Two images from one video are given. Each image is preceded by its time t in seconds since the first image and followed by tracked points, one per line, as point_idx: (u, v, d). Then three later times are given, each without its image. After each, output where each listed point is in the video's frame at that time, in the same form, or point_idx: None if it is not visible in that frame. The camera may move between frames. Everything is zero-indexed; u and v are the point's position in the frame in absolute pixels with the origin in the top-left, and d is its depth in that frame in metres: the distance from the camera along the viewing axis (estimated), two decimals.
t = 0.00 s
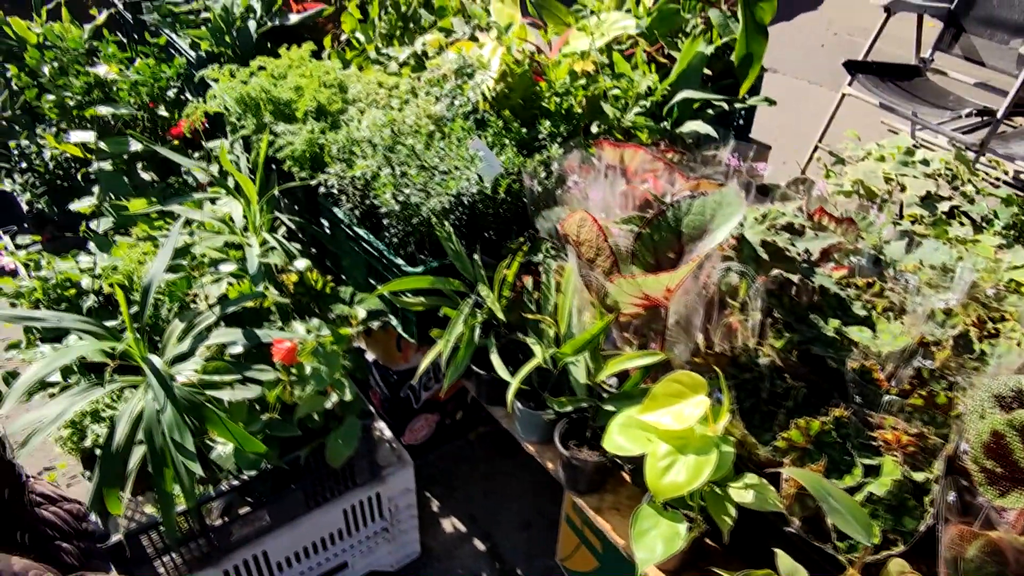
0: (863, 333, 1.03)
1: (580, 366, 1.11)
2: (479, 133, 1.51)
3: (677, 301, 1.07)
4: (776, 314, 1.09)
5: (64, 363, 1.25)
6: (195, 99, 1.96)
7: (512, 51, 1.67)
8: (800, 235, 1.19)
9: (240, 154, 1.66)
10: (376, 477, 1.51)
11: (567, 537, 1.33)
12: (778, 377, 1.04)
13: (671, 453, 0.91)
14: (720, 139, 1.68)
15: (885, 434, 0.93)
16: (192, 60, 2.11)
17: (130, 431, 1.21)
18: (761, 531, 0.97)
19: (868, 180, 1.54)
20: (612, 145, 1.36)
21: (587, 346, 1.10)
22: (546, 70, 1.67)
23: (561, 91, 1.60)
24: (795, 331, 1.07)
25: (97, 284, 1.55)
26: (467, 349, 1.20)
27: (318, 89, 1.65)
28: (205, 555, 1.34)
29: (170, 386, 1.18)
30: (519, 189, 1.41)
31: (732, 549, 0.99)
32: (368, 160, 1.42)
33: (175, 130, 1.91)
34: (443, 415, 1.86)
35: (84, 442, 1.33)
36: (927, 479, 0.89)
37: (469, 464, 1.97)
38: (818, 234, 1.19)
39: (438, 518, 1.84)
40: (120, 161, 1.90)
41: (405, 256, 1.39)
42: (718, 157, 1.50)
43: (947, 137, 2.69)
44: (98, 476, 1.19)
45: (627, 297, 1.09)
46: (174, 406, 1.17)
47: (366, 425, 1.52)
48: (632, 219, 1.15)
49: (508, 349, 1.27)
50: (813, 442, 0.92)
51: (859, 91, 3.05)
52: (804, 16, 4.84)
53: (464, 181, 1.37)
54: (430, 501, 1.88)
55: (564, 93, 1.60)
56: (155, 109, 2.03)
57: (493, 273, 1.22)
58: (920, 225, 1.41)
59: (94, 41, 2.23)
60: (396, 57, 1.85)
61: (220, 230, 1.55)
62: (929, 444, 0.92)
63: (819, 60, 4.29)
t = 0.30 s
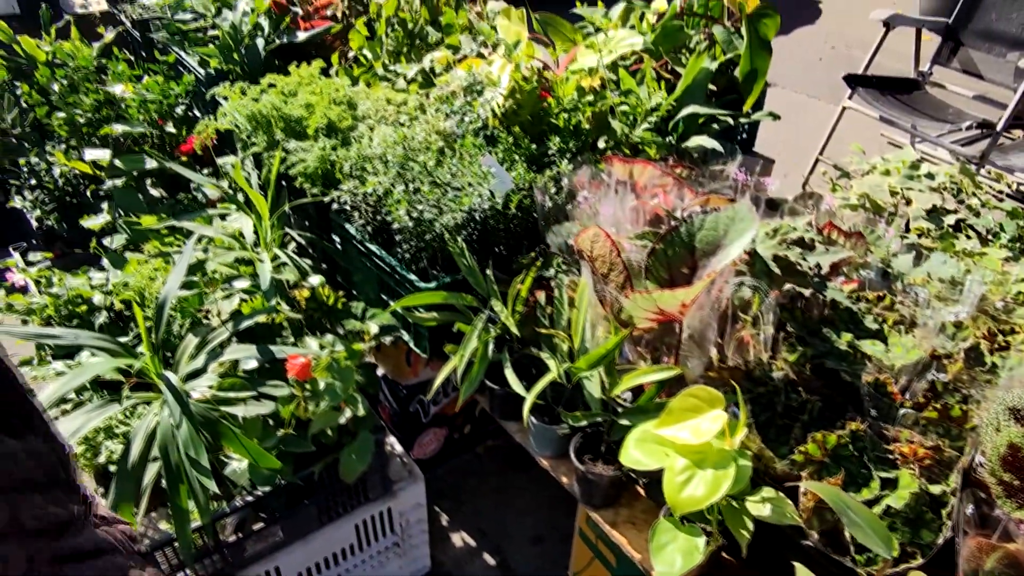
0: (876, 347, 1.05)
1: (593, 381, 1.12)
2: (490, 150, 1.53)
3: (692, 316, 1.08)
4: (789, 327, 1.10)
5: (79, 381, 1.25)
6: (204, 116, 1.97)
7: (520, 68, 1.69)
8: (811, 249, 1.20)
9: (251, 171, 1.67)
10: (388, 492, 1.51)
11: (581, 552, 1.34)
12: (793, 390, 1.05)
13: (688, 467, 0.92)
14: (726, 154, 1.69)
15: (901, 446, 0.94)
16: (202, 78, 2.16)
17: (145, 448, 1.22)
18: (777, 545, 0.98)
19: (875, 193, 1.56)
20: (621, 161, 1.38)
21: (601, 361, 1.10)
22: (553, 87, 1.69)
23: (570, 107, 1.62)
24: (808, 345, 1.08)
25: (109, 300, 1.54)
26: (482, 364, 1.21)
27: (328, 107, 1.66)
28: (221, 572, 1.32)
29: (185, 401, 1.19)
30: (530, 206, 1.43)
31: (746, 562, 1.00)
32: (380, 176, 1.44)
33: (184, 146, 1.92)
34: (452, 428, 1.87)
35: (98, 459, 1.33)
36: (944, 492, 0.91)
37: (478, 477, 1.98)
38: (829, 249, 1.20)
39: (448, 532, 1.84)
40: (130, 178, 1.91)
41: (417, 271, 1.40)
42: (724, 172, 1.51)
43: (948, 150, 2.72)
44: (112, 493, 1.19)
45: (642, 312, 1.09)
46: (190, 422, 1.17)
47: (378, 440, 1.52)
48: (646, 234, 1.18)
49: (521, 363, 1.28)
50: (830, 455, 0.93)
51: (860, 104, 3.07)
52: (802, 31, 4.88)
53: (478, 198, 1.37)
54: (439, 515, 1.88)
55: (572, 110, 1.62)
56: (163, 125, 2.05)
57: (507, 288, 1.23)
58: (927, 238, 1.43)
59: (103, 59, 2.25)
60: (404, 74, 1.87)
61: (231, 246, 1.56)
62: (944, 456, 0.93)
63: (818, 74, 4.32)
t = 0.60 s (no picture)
0: (894, 357, 1.05)
1: (611, 392, 1.13)
2: (505, 164, 1.54)
3: (710, 327, 1.09)
4: (806, 338, 1.11)
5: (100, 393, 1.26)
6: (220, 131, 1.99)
7: (534, 83, 1.71)
8: (827, 260, 1.20)
9: (268, 185, 1.68)
10: (403, 503, 1.51)
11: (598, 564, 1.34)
12: (811, 401, 1.06)
13: (709, 478, 0.92)
14: (739, 167, 1.70)
15: (921, 456, 0.95)
16: (219, 93, 2.18)
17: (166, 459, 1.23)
18: (797, 555, 0.98)
19: (887, 206, 1.57)
20: (635, 174, 1.37)
21: (619, 373, 1.11)
22: (564, 100, 1.72)
23: (583, 121, 1.64)
24: (826, 357, 1.08)
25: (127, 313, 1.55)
26: (499, 375, 1.23)
27: (344, 122, 1.68)
28: None
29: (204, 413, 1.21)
30: (545, 220, 1.44)
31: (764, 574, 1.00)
32: (397, 190, 1.45)
33: (200, 161, 1.93)
34: (465, 441, 1.87)
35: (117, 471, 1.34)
36: (965, 503, 0.92)
37: (491, 489, 1.98)
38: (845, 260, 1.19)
39: (461, 545, 1.84)
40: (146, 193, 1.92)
41: (434, 284, 1.39)
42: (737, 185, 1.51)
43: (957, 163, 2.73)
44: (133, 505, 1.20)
45: (660, 324, 1.10)
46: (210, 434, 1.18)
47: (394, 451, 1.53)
48: (663, 246, 1.20)
49: (538, 375, 1.29)
50: (850, 466, 0.94)
51: (869, 118, 3.09)
52: (807, 45, 4.90)
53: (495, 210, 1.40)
54: (453, 528, 1.88)
55: (585, 124, 1.64)
56: (179, 140, 2.07)
57: (524, 300, 1.24)
58: (941, 249, 1.44)
59: (119, 76, 2.28)
60: (418, 89, 1.89)
61: (248, 259, 1.58)
62: (966, 467, 0.94)
63: (824, 88, 4.34)
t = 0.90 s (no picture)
0: (910, 381, 1.07)
1: (627, 413, 1.14)
2: (522, 184, 1.56)
3: (726, 349, 1.09)
4: (822, 361, 1.12)
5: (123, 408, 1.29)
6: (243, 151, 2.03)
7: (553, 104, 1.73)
8: (842, 283, 1.22)
9: (290, 204, 1.71)
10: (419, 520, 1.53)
11: None
12: (827, 424, 1.07)
13: (724, 499, 0.93)
14: (755, 188, 1.71)
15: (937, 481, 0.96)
16: (241, 113, 2.19)
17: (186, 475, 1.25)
18: None
19: (904, 227, 1.57)
20: (651, 196, 1.38)
21: (636, 394, 1.12)
22: (583, 122, 1.72)
23: (600, 142, 1.66)
24: (842, 379, 1.10)
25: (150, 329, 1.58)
26: (516, 394, 1.24)
27: (365, 142, 1.71)
28: None
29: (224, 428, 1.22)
30: (562, 240, 1.47)
31: None
32: (416, 210, 1.49)
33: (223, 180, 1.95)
34: (480, 459, 1.88)
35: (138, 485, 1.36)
36: (982, 528, 0.93)
37: (505, 507, 1.98)
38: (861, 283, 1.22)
39: (476, 563, 1.85)
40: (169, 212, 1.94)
41: (452, 302, 1.43)
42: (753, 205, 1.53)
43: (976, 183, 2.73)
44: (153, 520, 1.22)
45: (677, 346, 1.10)
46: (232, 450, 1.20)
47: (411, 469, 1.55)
48: (680, 268, 1.19)
49: (553, 395, 1.31)
50: (865, 488, 0.96)
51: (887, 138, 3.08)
52: (823, 65, 4.91)
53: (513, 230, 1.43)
54: (467, 546, 1.89)
55: (602, 145, 1.66)
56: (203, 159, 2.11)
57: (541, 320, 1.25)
58: (959, 271, 1.44)
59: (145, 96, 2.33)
60: (437, 110, 1.92)
61: (269, 276, 1.61)
62: (982, 492, 0.95)
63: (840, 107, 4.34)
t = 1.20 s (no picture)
0: (921, 413, 1.05)
1: (633, 441, 1.13)
2: (533, 208, 1.55)
3: (732, 379, 1.08)
4: (831, 392, 1.12)
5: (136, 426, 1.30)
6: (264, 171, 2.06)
7: (568, 128, 1.74)
8: (855, 312, 1.21)
9: (307, 225, 1.74)
10: (427, 542, 1.52)
11: None
12: (835, 457, 1.06)
13: (727, 532, 0.92)
14: (771, 212, 1.70)
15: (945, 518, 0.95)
16: (263, 133, 2.22)
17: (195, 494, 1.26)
18: None
19: (921, 255, 1.55)
20: (663, 221, 1.38)
21: (642, 422, 1.11)
22: (597, 146, 1.72)
23: (613, 166, 1.67)
24: (851, 411, 1.09)
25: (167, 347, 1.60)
26: (523, 419, 1.24)
27: (382, 164, 1.73)
28: None
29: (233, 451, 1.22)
30: (572, 263, 1.48)
31: None
32: (428, 233, 1.49)
33: (243, 200, 1.98)
34: (491, 481, 1.87)
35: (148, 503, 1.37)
36: (991, 567, 0.91)
37: (516, 530, 1.97)
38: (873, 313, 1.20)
39: None
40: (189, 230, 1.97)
41: (463, 325, 1.44)
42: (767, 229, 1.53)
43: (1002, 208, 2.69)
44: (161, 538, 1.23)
45: (683, 374, 1.09)
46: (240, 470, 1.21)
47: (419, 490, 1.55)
48: (687, 295, 1.18)
49: (561, 420, 1.30)
50: (871, 524, 0.95)
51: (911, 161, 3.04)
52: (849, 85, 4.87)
53: (524, 254, 1.45)
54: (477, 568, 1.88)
55: (616, 169, 1.66)
56: (225, 178, 2.15)
57: (550, 345, 1.26)
58: (976, 301, 1.42)
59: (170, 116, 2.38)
60: (454, 132, 1.94)
61: (284, 296, 1.63)
62: (992, 530, 0.93)
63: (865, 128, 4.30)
